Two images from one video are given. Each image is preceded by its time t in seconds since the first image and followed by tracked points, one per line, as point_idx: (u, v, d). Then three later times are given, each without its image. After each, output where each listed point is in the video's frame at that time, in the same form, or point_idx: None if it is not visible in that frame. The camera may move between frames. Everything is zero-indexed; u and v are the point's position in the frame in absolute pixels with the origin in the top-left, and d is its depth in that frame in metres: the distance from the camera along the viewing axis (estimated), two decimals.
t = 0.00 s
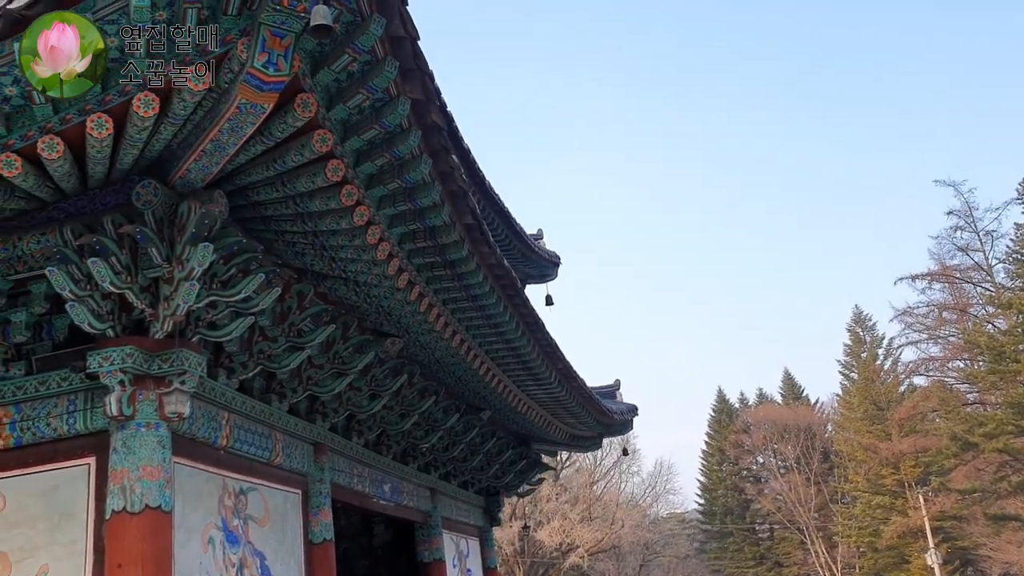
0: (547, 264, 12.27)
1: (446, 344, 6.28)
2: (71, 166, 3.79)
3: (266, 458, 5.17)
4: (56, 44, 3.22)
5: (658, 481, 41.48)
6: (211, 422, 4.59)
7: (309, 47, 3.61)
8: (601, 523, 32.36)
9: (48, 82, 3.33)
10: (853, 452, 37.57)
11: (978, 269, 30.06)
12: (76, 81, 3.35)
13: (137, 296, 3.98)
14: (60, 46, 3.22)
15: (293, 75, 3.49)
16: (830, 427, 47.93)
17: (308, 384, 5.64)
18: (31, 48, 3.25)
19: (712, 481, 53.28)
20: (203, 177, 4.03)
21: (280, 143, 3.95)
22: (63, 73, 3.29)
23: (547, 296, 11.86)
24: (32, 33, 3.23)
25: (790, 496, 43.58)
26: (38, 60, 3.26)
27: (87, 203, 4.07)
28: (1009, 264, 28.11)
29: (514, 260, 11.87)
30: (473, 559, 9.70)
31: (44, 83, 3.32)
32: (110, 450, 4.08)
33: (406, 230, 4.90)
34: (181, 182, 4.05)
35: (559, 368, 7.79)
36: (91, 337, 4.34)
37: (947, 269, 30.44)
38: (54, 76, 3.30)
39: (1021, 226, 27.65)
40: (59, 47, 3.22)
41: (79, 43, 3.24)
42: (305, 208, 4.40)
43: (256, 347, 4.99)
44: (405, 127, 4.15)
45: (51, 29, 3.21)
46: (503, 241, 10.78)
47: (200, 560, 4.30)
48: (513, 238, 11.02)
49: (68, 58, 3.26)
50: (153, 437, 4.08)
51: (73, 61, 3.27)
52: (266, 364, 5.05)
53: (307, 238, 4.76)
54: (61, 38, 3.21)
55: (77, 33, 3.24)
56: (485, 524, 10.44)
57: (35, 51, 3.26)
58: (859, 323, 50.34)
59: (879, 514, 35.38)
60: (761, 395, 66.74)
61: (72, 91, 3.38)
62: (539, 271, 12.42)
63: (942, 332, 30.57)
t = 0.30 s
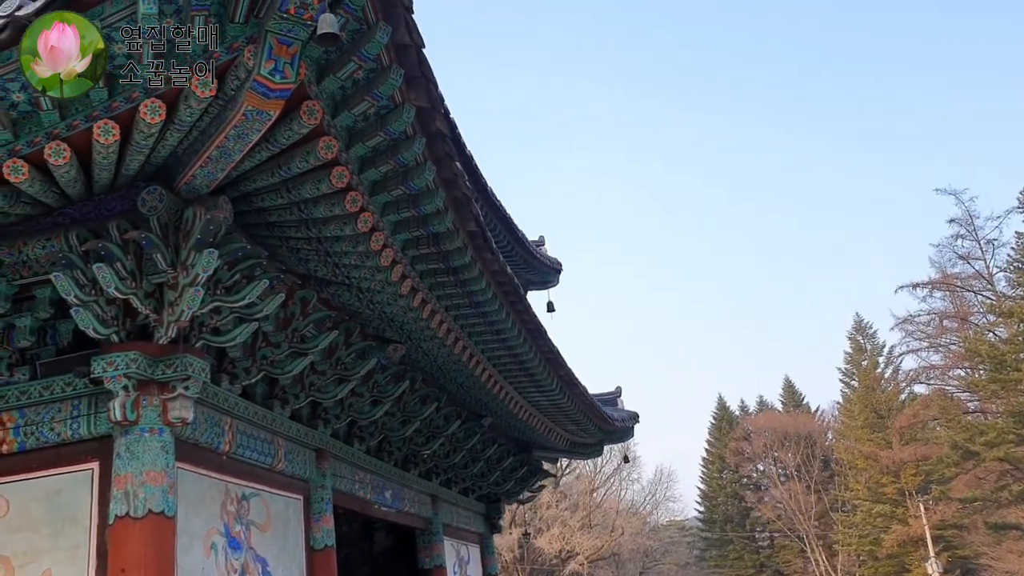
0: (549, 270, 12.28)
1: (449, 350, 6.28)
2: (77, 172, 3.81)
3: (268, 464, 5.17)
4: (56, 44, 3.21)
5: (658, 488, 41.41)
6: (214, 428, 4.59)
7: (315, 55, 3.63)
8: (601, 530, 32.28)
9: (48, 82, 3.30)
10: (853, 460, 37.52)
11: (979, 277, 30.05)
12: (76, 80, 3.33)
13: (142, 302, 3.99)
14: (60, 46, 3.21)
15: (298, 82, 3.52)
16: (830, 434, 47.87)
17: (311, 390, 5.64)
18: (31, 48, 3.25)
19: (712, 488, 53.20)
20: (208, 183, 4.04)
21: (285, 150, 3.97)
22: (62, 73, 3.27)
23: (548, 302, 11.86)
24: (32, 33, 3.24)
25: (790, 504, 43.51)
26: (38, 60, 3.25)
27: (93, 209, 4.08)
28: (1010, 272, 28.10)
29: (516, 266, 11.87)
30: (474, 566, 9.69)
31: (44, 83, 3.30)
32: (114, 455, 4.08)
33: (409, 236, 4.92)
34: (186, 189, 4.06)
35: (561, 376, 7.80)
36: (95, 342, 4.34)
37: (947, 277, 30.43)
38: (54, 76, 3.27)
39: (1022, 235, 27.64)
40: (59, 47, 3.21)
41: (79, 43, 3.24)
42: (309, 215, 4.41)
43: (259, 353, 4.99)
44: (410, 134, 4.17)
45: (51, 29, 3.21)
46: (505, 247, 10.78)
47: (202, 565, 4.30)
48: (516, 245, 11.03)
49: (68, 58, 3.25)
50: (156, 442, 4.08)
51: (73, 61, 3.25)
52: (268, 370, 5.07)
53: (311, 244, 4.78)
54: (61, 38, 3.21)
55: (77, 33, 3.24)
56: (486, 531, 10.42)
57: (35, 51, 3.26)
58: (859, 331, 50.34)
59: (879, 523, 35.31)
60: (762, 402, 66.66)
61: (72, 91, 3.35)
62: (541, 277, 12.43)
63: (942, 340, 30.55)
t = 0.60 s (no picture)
0: (551, 285, 12.30)
1: (451, 364, 6.30)
2: (85, 184, 3.84)
3: (270, 477, 5.17)
4: (56, 44, 3.19)
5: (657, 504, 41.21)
6: (217, 440, 4.60)
7: (323, 70, 3.67)
8: (600, 546, 32.11)
9: (48, 81, 3.29)
10: (853, 478, 37.38)
11: (979, 296, 30.04)
12: (76, 80, 3.31)
13: (147, 313, 4.00)
14: (60, 46, 3.19)
15: (306, 97, 3.56)
16: (830, 452, 47.73)
17: (313, 403, 5.64)
18: (31, 48, 3.23)
19: (711, 505, 52.99)
20: (215, 196, 4.07)
21: (292, 164, 4.01)
22: (62, 73, 3.25)
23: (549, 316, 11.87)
24: (31, 33, 3.21)
25: (790, 521, 43.32)
26: (38, 60, 3.23)
27: (99, 220, 4.11)
28: (1010, 291, 28.08)
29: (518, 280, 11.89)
30: None
31: (44, 83, 3.29)
32: (117, 466, 4.08)
33: (413, 250, 4.94)
34: (193, 201, 4.09)
35: (562, 391, 7.80)
36: (100, 353, 4.36)
37: (948, 296, 30.42)
38: (54, 76, 3.26)
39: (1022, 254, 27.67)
40: (59, 47, 3.18)
41: (79, 43, 3.20)
42: (315, 228, 4.44)
43: (262, 365, 5.00)
44: (416, 149, 4.20)
45: (51, 29, 3.19)
46: (507, 261, 10.80)
47: None
48: (517, 259, 11.05)
49: (68, 58, 3.22)
50: (159, 453, 4.09)
51: (73, 61, 3.23)
52: (272, 382, 5.08)
53: (316, 257, 4.80)
54: (61, 38, 3.18)
55: (77, 33, 3.20)
56: (485, 546, 10.38)
57: (35, 51, 3.23)
58: (859, 348, 50.31)
59: (879, 541, 35.15)
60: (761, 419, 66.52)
61: (73, 90, 3.33)
62: (543, 292, 12.44)
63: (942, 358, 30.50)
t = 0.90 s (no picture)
0: (553, 310, 12.32)
1: (454, 388, 6.30)
2: (97, 207, 3.88)
3: (272, 500, 5.16)
4: (56, 44, 3.33)
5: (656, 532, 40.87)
6: (220, 462, 4.60)
7: (336, 97, 3.73)
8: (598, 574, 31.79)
9: (49, 82, 3.36)
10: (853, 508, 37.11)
11: (980, 325, 30.03)
12: (76, 81, 3.36)
13: (155, 335, 4.03)
14: (59, 45, 3.32)
15: (319, 122, 3.61)
16: (830, 481, 47.45)
17: (316, 427, 5.62)
18: (32, 49, 3.37)
19: (710, 534, 52.57)
20: (225, 219, 4.11)
21: (302, 188, 4.05)
22: (62, 73, 3.33)
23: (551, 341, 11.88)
24: (33, 34, 3.38)
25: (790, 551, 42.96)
26: (39, 60, 3.35)
27: (109, 242, 4.15)
28: (1011, 321, 28.07)
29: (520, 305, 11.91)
30: None
31: (44, 84, 3.35)
32: (122, 486, 4.08)
33: (420, 274, 4.97)
34: (203, 224, 4.13)
35: (563, 416, 7.80)
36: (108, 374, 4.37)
37: (948, 325, 30.40)
38: (53, 76, 3.34)
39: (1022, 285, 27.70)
40: (59, 46, 3.31)
41: (79, 43, 3.30)
42: (323, 251, 4.48)
43: (266, 388, 5.01)
44: (425, 174, 4.25)
45: (52, 30, 3.36)
46: (510, 286, 10.82)
47: None
48: (520, 284, 11.08)
49: (68, 59, 3.31)
50: (164, 474, 4.09)
51: (73, 61, 3.31)
52: (276, 406, 5.03)
53: (322, 280, 4.84)
54: (61, 38, 3.33)
55: (78, 33, 3.33)
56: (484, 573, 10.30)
57: (36, 52, 3.37)
58: (859, 377, 50.20)
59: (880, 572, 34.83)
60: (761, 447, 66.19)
61: (72, 91, 3.37)
62: (545, 317, 12.46)
63: (943, 388, 30.42)
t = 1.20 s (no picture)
0: (555, 329, 12.35)
1: (457, 407, 6.31)
2: (106, 224, 3.91)
3: (274, 518, 5.15)
4: (57, 43, 3.39)
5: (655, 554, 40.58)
6: (224, 479, 4.60)
7: (345, 117, 3.77)
8: None
9: (48, 82, 3.40)
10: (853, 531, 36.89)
11: (980, 348, 30.02)
12: (76, 81, 3.39)
13: (162, 352, 4.03)
14: (60, 45, 3.37)
15: (328, 143, 3.66)
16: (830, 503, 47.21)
17: (319, 445, 5.61)
18: (32, 49, 3.44)
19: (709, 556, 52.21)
20: (233, 237, 4.14)
21: (311, 207, 4.09)
22: (62, 73, 3.38)
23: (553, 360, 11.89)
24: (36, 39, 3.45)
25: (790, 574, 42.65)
26: (40, 60, 3.41)
27: (117, 259, 4.18)
28: (1011, 344, 28.06)
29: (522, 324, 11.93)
30: None
31: (44, 84, 3.40)
32: (126, 503, 4.08)
33: (425, 293, 4.99)
34: (211, 242, 4.16)
35: (565, 436, 7.80)
36: (114, 390, 4.37)
37: (948, 348, 30.39)
38: (53, 76, 3.39)
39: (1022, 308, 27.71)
40: (59, 46, 3.38)
41: (79, 43, 3.37)
42: (329, 269, 4.51)
43: (270, 406, 5.01)
44: (431, 194, 4.29)
45: (53, 32, 3.44)
46: (512, 305, 10.84)
47: None
48: (523, 303, 11.10)
49: (68, 59, 3.37)
50: (169, 491, 4.08)
51: (73, 61, 3.37)
52: (279, 423, 5.07)
53: (328, 298, 4.86)
54: (61, 38, 3.39)
55: (79, 34, 3.40)
56: None
57: (37, 54, 3.43)
58: (859, 398, 50.12)
59: None
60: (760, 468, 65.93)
61: (72, 91, 3.40)
62: (547, 336, 12.48)
63: (943, 410, 30.35)
